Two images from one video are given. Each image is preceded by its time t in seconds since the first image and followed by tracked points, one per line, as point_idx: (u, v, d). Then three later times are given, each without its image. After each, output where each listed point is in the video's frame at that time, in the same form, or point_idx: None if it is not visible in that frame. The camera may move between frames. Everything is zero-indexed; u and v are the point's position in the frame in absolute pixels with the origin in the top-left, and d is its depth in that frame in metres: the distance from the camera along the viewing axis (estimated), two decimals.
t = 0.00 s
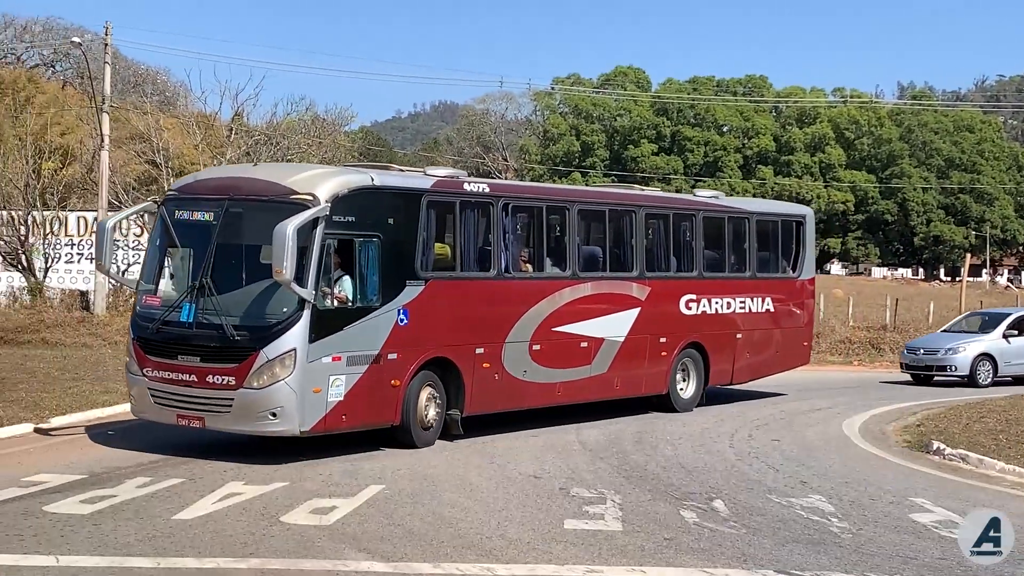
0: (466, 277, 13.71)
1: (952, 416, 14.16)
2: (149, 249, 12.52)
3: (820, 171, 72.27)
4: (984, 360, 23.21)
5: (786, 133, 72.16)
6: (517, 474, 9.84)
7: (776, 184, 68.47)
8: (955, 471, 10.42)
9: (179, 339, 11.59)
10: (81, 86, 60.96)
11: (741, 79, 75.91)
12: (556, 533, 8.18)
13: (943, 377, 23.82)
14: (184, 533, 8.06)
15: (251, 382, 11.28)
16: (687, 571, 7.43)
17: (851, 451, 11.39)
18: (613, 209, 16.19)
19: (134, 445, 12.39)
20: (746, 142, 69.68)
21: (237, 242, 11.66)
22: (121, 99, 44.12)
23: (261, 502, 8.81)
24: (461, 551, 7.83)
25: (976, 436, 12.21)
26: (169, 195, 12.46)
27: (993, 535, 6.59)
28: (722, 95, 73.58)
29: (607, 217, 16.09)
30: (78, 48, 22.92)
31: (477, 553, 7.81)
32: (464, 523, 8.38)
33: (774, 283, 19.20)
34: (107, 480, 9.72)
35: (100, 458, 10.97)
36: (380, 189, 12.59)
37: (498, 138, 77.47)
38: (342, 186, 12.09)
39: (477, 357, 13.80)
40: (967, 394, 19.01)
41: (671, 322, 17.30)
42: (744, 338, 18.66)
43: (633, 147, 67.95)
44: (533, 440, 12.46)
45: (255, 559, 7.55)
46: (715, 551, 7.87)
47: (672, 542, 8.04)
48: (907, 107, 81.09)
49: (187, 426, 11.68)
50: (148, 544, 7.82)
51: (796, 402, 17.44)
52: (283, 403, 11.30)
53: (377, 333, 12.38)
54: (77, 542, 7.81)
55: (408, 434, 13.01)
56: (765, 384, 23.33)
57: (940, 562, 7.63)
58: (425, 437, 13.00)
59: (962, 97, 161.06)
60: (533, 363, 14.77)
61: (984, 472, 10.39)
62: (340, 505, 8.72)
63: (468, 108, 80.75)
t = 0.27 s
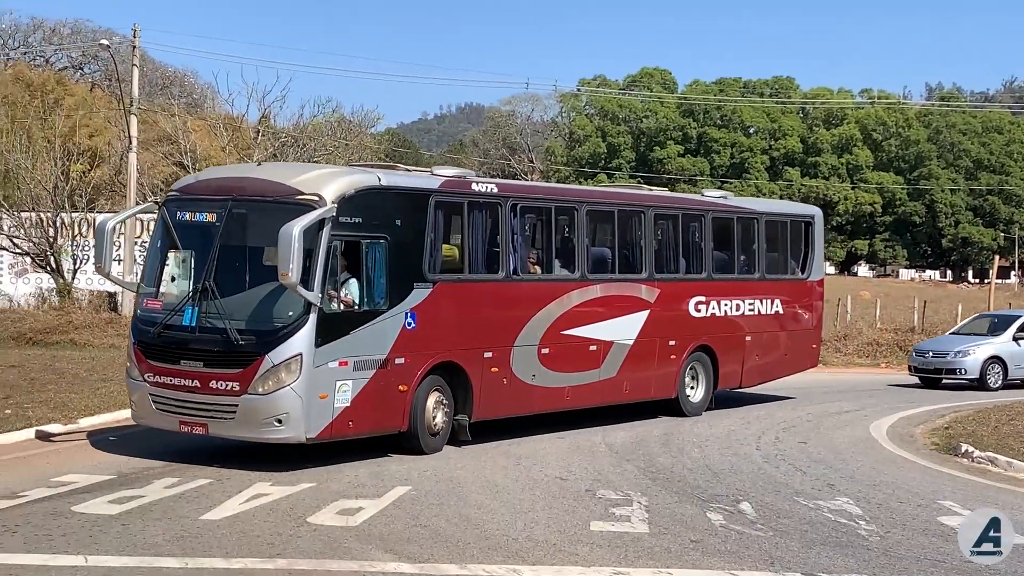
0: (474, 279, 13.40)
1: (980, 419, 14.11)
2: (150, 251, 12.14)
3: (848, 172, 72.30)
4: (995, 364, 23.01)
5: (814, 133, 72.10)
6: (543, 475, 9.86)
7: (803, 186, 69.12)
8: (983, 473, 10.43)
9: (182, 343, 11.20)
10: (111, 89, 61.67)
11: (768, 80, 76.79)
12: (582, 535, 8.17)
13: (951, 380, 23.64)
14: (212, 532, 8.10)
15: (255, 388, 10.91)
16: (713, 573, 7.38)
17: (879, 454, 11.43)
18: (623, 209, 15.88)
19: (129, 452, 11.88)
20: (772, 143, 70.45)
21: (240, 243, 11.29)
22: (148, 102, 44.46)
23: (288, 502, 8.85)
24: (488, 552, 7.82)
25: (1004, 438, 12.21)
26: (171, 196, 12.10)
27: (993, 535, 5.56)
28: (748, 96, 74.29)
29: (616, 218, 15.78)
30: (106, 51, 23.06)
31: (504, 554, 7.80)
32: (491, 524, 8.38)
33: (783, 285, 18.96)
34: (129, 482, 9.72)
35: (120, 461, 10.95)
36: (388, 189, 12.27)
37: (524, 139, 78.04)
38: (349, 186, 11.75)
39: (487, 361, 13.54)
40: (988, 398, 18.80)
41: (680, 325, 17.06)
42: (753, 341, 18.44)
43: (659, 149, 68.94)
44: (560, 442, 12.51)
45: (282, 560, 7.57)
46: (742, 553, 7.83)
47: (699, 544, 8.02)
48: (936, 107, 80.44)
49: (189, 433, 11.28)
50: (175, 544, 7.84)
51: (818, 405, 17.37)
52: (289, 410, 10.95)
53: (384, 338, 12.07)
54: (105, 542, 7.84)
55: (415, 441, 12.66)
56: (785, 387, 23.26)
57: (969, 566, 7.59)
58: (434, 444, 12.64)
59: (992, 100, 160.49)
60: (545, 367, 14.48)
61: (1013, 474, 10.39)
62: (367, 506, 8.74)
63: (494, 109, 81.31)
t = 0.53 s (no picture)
0: (482, 278, 13.05)
1: (1005, 420, 14.06)
2: (149, 249, 11.79)
3: (874, 171, 73.22)
4: (1003, 364, 22.80)
5: (839, 132, 72.73)
6: (568, 474, 9.90)
7: (828, 185, 69.81)
8: (1010, 473, 10.43)
9: (183, 344, 10.84)
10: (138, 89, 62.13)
11: (793, 79, 77.42)
12: (607, 534, 8.16)
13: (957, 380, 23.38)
14: (239, 530, 8.12)
15: (260, 390, 10.56)
16: (738, 572, 7.34)
17: (905, 453, 11.45)
18: (631, 207, 15.60)
19: (130, 455, 11.53)
20: (798, 142, 71.09)
21: (242, 241, 10.93)
22: (174, 101, 44.77)
23: (313, 500, 8.88)
24: (512, 551, 7.81)
25: None
26: (171, 193, 11.75)
27: (995, 534, 5.13)
28: (773, 94, 75.05)
29: (624, 216, 15.50)
30: (135, 50, 23.15)
31: (528, 552, 7.79)
32: (515, 523, 8.39)
33: (791, 284, 18.70)
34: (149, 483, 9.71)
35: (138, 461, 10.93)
36: (394, 186, 11.92)
37: (548, 138, 78.68)
38: (355, 183, 11.39)
39: (495, 362, 13.20)
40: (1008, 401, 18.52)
41: (688, 326, 16.79)
42: (761, 341, 18.17)
43: (684, 147, 69.65)
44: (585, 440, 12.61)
45: (307, 557, 7.58)
46: (767, 552, 7.79)
47: (723, 543, 7.99)
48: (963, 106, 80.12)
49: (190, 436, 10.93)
50: (201, 541, 7.85)
51: (839, 405, 17.30)
52: (294, 412, 10.59)
53: (391, 339, 11.69)
54: (133, 539, 7.87)
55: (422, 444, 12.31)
56: (803, 387, 23.19)
57: (998, 566, 7.54)
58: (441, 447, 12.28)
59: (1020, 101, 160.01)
60: (553, 368, 14.14)
61: None
62: (392, 504, 8.76)
63: (519, 108, 81.90)
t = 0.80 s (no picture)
0: (485, 276, 12.69)
1: None
2: (146, 247, 11.46)
3: (898, 168, 73.50)
4: (1009, 363, 22.44)
5: (863, 129, 73.74)
6: (590, 472, 9.93)
7: (851, 182, 70.85)
8: None
9: (181, 344, 10.52)
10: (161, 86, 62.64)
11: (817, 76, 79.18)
12: (629, 531, 8.15)
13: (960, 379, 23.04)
14: (262, 525, 8.16)
15: (261, 391, 10.24)
16: (761, 570, 7.30)
17: (928, 452, 11.46)
18: (638, 203, 15.24)
19: (126, 457, 11.21)
20: (821, 139, 71.61)
21: (242, 238, 10.63)
22: (195, 100, 44.97)
23: (335, 496, 8.91)
24: (534, 548, 7.80)
25: None
26: (168, 189, 11.43)
27: (994, 535, 5.42)
28: (795, 91, 76.66)
29: (630, 213, 15.13)
30: (157, 47, 23.19)
31: (550, 550, 7.77)
32: (537, 520, 8.39)
33: (796, 282, 18.36)
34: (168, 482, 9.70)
35: (154, 459, 10.93)
36: (398, 181, 11.58)
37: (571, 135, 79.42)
38: (358, 179, 11.08)
39: (500, 362, 12.84)
40: None
41: (694, 325, 16.43)
42: (767, 340, 17.84)
43: (706, 145, 70.30)
44: (610, 438, 12.69)
45: (330, 554, 7.58)
46: (790, 551, 7.76)
47: (746, 541, 7.96)
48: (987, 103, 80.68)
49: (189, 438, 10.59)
50: (224, 537, 7.88)
51: (857, 404, 17.20)
52: (296, 414, 10.27)
53: (394, 339, 11.33)
54: (156, 535, 7.90)
55: (425, 446, 11.97)
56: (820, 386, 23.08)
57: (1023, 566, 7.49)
58: (444, 448, 11.95)
59: None
60: (559, 367, 13.76)
61: None
62: (414, 501, 8.77)
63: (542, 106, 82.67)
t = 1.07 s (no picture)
0: (486, 273, 12.37)
1: None
2: (139, 244, 11.17)
3: (917, 166, 73.42)
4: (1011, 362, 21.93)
5: (883, 126, 74.09)
6: (608, 469, 9.95)
7: (871, 180, 71.66)
8: None
9: (176, 344, 10.24)
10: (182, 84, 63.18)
11: (836, 74, 79.95)
12: (646, 529, 8.14)
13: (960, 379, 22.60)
14: (280, 521, 8.18)
15: (258, 392, 9.97)
16: (779, 568, 7.29)
17: (948, 450, 11.45)
18: (640, 199, 14.90)
19: (118, 459, 10.93)
20: (840, 137, 73.20)
21: (238, 235, 10.32)
22: (215, 98, 45.22)
23: (352, 494, 8.92)
24: (551, 545, 7.78)
25: None
26: (162, 184, 11.12)
27: (995, 534, 4.81)
28: (814, 89, 77.65)
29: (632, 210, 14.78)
30: (177, 45, 23.26)
31: (567, 547, 7.76)
32: (555, 517, 8.39)
33: (799, 280, 17.99)
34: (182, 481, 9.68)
35: (171, 457, 10.97)
36: (398, 177, 11.26)
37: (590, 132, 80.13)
38: (357, 174, 10.77)
39: (501, 361, 12.52)
40: None
41: (696, 323, 16.07)
42: (769, 339, 17.48)
43: (724, 143, 72.74)
44: (630, 435, 12.84)
45: (348, 550, 7.59)
46: (808, 549, 7.74)
47: (764, 539, 7.94)
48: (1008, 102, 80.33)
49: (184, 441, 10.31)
50: (243, 533, 7.90)
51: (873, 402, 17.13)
52: (294, 415, 9.99)
53: (393, 338, 11.02)
54: (175, 531, 7.92)
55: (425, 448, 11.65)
56: (835, 384, 22.98)
57: None
58: (445, 450, 11.64)
59: None
60: (560, 367, 13.44)
61: None
62: (431, 498, 8.79)
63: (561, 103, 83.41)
